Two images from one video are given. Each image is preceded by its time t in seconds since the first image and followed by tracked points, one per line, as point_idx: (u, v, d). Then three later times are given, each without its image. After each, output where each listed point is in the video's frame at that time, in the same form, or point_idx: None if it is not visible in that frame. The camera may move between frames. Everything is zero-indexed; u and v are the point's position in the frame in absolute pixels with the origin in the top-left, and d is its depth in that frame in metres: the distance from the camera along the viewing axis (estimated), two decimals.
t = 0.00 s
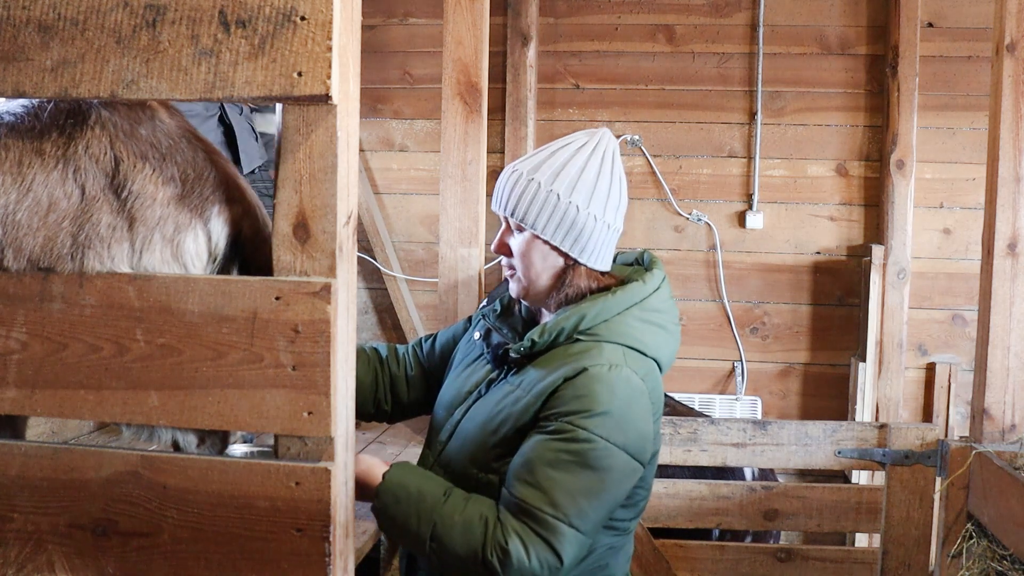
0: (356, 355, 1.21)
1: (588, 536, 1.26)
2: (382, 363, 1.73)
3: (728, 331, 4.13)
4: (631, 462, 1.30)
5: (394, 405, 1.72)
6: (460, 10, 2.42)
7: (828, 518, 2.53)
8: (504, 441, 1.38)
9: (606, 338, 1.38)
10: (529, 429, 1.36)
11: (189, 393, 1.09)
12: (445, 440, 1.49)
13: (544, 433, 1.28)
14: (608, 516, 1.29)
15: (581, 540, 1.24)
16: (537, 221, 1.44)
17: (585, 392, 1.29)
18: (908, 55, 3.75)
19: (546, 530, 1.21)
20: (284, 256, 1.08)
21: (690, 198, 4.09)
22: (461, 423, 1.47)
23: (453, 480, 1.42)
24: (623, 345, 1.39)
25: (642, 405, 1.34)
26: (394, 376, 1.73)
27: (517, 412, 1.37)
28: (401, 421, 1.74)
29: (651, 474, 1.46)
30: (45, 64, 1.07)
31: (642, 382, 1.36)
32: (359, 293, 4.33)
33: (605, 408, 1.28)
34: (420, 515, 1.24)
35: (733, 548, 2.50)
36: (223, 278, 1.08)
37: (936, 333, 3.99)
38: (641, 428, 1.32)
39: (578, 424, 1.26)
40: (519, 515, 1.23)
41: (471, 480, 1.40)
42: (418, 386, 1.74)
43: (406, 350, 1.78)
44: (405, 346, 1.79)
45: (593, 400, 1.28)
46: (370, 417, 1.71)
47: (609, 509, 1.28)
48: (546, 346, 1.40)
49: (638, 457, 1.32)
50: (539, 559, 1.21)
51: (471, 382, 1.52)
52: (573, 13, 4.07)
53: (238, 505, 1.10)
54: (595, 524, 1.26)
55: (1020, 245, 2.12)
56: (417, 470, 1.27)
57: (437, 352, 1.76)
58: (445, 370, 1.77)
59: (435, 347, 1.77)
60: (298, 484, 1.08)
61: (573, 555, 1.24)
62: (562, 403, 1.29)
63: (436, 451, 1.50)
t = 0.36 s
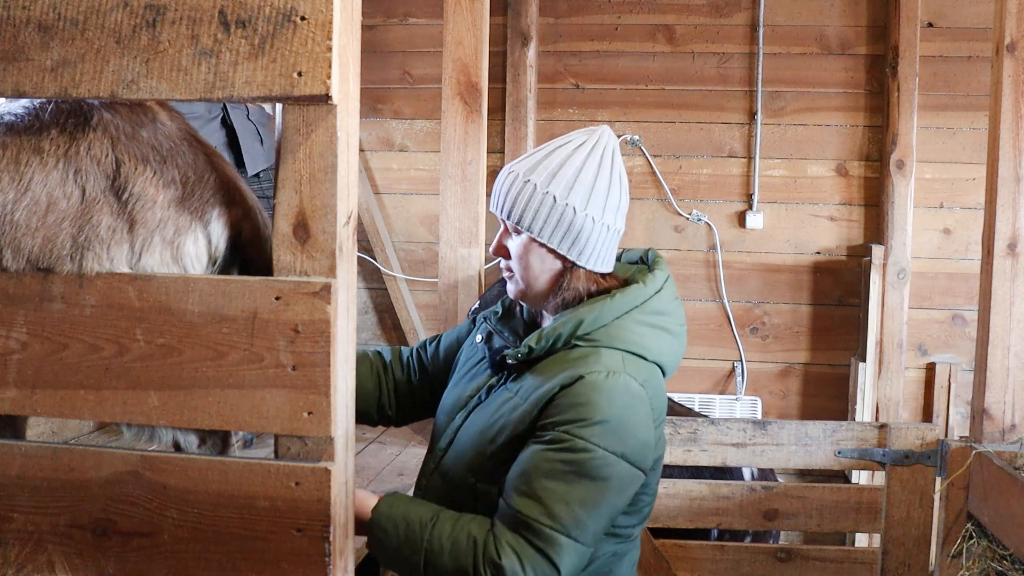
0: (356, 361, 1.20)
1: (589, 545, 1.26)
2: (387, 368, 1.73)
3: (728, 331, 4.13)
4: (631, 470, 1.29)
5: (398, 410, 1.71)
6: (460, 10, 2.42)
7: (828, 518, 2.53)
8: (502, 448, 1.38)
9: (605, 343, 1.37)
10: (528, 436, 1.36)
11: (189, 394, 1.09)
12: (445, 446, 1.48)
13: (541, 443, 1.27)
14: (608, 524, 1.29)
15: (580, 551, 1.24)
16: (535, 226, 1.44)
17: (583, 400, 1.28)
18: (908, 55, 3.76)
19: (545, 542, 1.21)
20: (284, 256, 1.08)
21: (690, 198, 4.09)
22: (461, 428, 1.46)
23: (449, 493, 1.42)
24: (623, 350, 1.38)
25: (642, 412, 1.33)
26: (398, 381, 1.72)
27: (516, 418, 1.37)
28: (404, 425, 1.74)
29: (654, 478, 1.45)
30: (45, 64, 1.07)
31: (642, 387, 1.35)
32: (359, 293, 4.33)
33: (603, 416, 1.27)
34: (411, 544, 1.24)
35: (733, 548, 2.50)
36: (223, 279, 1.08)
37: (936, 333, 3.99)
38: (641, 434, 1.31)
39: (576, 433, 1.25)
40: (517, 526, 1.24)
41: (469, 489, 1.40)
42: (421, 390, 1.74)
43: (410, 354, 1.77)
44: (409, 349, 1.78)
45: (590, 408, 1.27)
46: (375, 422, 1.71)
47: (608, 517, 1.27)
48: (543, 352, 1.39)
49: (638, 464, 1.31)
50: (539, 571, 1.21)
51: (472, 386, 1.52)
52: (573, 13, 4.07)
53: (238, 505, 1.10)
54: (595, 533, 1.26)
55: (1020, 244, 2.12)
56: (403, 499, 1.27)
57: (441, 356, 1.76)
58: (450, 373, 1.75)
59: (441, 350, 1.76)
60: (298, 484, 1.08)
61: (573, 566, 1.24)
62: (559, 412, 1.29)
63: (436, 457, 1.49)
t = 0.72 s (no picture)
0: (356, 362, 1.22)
1: (580, 558, 1.24)
2: (397, 373, 1.72)
3: (728, 331, 4.13)
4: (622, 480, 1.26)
5: (406, 415, 1.72)
6: (460, 11, 2.42)
7: (828, 518, 2.53)
8: (491, 460, 1.37)
9: (597, 350, 1.35)
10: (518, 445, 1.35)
11: (189, 394, 1.09)
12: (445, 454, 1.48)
13: (527, 455, 1.26)
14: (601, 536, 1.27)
15: (569, 565, 1.23)
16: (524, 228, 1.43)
17: (569, 412, 1.26)
18: (908, 55, 3.76)
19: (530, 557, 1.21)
20: (284, 256, 1.08)
21: (689, 198, 4.09)
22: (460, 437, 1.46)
23: (444, 502, 1.42)
24: (615, 357, 1.35)
25: (635, 421, 1.29)
26: (407, 386, 1.72)
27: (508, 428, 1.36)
28: (413, 429, 1.75)
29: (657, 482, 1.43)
30: (45, 64, 1.07)
31: (636, 396, 1.32)
32: (359, 293, 4.33)
33: (590, 428, 1.24)
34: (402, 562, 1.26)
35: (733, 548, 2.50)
36: (223, 279, 1.08)
37: (936, 333, 3.99)
38: (634, 444, 1.28)
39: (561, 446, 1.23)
40: (502, 541, 1.23)
41: (464, 496, 1.40)
42: (430, 397, 1.74)
43: (420, 358, 1.76)
44: (420, 353, 1.78)
45: (577, 420, 1.25)
46: (384, 425, 1.72)
47: (599, 529, 1.25)
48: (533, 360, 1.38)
49: (631, 474, 1.28)
50: None
51: (472, 396, 1.53)
52: (573, 13, 4.07)
53: (238, 505, 1.10)
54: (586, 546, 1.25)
55: (1020, 245, 2.12)
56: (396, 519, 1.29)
57: (450, 361, 1.74)
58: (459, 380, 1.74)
59: (450, 355, 1.74)
60: (298, 484, 1.08)
61: None
62: (545, 424, 1.27)
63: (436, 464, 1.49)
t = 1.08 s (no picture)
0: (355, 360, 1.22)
1: (572, 555, 1.24)
2: (390, 369, 1.72)
3: (728, 331, 4.13)
4: (613, 476, 1.27)
5: (401, 413, 1.72)
6: (460, 10, 2.42)
7: (828, 518, 2.53)
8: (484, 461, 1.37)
9: (587, 348, 1.34)
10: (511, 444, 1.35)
11: (189, 394, 1.09)
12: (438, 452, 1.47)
13: (519, 453, 1.26)
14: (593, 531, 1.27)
15: (561, 561, 1.23)
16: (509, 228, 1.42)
17: (561, 409, 1.26)
18: (908, 55, 3.75)
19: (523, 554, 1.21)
20: (284, 256, 1.08)
21: (690, 198, 4.09)
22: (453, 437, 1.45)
23: (439, 499, 1.41)
24: (606, 355, 1.35)
25: (625, 418, 1.30)
26: (399, 385, 1.72)
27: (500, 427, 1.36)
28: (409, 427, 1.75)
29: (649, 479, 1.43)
30: (44, 64, 1.07)
31: (627, 393, 1.32)
32: (359, 293, 4.33)
33: (581, 425, 1.25)
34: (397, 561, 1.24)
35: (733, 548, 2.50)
36: (223, 278, 1.08)
37: (936, 333, 3.99)
38: (625, 441, 1.28)
39: (553, 444, 1.24)
40: (494, 538, 1.23)
41: (459, 495, 1.39)
42: (424, 395, 1.73)
43: (412, 355, 1.75)
44: (413, 350, 1.77)
45: (568, 417, 1.25)
46: (379, 423, 1.72)
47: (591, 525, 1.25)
48: (524, 359, 1.38)
49: (622, 470, 1.28)
50: None
51: (465, 395, 1.52)
52: (573, 13, 4.07)
53: (238, 505, 1.10)
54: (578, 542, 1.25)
55: (1020, 245, 2.12)
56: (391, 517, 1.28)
57: (443, 359, 1.73)
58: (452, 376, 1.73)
59: (443, 352, 1.73)
60: (298, 484, 1.08)
61: None
62: (537, 422, 1.28)
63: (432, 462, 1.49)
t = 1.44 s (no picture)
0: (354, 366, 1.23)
1: (579, 531, 1.24)
2: (377, 374, 1.72)
3: (728, 331, 4.13)
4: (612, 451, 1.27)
5: (391, 418, 1.72)
6: (460, 10, 2.42)
7: (828, 518, 2.53)
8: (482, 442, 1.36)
9: (578, 329, 1.35)
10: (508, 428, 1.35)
11: (189, 394, 1.09)
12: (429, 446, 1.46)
13: (520, 433, 1.26)
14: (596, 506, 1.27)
15: (570, 536, 1.22)
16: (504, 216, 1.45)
17: (560, 387, 1.26)
18: (908, 55, 3.76)
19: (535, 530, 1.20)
20: (284, 256, 1.08)
21: (690, 198, 4.09)
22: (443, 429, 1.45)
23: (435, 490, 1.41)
24: (597, 336, 1.35)
25: (621, 395, 1.30)
26: (388, 389, 1.72)
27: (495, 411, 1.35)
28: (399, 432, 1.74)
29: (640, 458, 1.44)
30: (44, 64, 1.07)
31: (620, 370, 1.33)
32: (359, 293, 4.33)
33: (580, 400, 1.25)
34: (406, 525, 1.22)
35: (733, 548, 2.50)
36: (223, 278, 1.08)
37: (936, 333, 3.99)
38: (621, 417, 1.29)
39: (554, 420, 1.24)
40: (503, 515, 1.23)
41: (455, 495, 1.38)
42: (413, 398, 1.72)
43: (399, 359, 1.75)
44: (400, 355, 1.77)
45: (568, 394, 1.25)
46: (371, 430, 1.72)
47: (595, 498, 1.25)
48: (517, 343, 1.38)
49: (620, 445, 1.29)
50: (531, 556, 1.20)
51: (454, 383, 1.51)
52: (573, 13, 4.07)
53: (238, 505, 1.10)
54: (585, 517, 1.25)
55: (1020, 245, 2.12)
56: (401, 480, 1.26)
57: (428, 361, 1.73)
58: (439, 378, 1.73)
59: (429, 357, 1.74)
60: (298, 484, 1.08)
61: (564, 552, 1.22)
62: (536, 402, 1.27)
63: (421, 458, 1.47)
